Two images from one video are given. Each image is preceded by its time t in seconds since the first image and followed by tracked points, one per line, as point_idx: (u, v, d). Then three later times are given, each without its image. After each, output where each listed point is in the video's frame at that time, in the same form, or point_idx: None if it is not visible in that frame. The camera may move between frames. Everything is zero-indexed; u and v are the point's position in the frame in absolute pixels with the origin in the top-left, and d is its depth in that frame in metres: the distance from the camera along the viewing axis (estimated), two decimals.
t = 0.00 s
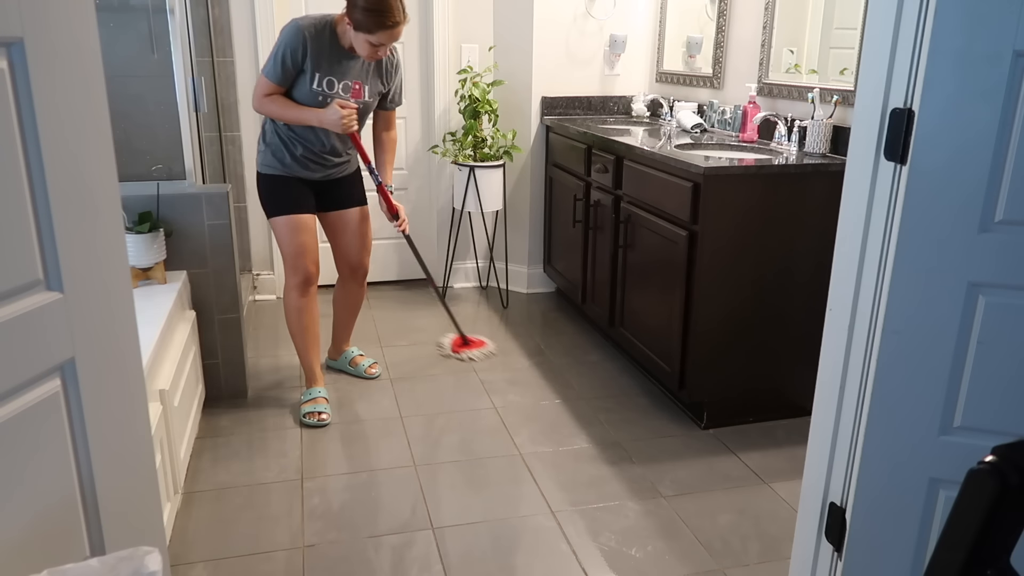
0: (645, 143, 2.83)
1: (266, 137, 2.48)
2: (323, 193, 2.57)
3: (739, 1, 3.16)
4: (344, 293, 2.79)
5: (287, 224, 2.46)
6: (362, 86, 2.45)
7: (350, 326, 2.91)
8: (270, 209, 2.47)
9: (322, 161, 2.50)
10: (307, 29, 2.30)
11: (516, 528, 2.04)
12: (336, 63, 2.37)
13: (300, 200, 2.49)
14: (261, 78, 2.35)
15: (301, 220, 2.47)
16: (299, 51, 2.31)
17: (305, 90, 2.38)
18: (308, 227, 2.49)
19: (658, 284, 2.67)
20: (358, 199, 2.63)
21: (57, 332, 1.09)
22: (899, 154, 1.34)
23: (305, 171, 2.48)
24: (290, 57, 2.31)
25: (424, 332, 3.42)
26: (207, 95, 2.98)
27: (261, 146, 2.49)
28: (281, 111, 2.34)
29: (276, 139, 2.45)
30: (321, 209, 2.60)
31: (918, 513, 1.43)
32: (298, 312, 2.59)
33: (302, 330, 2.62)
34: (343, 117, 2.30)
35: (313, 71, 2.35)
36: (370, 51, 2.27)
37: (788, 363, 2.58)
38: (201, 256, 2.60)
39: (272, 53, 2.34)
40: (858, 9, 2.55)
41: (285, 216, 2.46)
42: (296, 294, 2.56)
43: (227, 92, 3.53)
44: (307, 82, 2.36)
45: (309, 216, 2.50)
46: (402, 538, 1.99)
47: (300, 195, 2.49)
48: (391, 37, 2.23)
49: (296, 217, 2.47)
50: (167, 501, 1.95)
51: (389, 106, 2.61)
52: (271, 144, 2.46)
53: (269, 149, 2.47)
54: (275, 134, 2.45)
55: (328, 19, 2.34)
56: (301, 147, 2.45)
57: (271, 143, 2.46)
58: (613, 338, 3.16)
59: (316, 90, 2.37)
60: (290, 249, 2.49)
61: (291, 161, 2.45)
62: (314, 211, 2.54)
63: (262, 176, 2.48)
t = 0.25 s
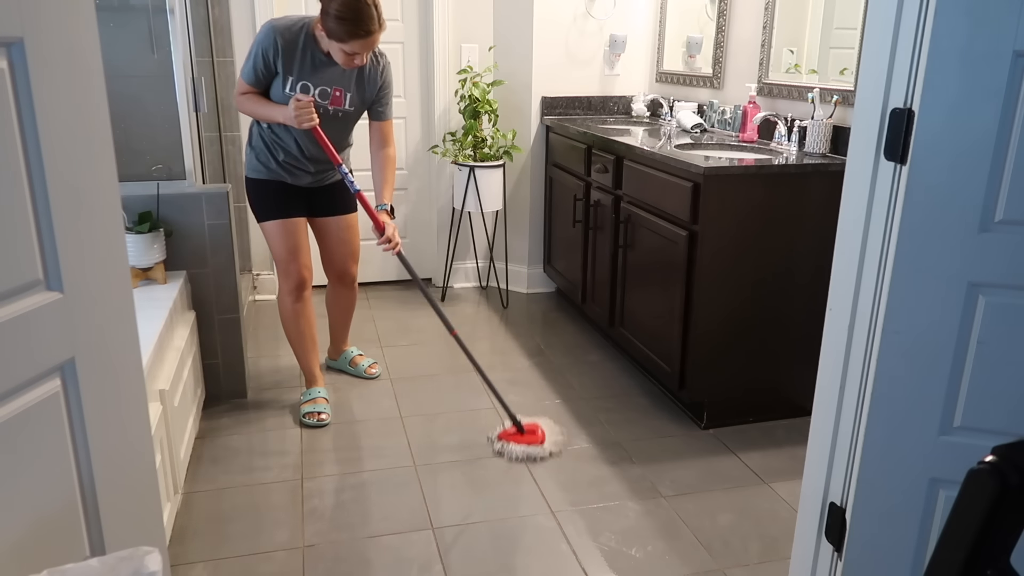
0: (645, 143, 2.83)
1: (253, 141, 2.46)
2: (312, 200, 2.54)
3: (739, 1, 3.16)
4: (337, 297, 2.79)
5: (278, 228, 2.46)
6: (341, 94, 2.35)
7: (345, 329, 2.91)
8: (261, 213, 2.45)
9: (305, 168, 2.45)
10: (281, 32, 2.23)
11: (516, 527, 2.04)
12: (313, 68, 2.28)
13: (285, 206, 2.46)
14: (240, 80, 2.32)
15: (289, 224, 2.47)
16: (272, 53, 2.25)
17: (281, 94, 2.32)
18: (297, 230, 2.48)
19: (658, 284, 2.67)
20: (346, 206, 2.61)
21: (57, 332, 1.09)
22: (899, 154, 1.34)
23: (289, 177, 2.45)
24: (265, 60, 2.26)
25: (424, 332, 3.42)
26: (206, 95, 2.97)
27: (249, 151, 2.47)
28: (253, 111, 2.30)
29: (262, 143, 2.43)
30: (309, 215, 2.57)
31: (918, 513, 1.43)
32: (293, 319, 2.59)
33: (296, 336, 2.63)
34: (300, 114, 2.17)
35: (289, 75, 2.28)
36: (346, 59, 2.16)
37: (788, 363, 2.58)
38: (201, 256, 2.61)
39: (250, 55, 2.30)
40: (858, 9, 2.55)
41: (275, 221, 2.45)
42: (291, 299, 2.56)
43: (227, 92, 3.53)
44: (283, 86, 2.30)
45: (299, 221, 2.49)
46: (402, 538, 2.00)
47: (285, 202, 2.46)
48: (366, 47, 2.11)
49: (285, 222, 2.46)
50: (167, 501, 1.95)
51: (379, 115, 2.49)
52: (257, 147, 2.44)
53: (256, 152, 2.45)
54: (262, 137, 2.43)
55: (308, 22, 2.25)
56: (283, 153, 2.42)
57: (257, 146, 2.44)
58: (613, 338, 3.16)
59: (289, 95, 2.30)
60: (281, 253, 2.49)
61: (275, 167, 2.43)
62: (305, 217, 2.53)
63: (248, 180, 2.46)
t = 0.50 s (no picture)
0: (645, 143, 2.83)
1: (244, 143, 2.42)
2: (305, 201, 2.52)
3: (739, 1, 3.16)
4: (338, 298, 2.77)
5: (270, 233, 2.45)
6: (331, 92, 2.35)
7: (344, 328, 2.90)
8: (253, 217, 2.43)
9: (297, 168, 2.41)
10: (271, 29, 2.22)
11: (516, 528, 2.04)
12: (303, 67, 2.28)
13: (278, 208, 2.44)
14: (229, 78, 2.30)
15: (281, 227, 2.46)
16: (262, 51, 2.24)
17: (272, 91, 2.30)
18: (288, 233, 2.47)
19: (659, 284, 2.67)
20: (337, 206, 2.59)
21: (57, 333, 1.09)
22: (899, 154, 1.34)
23: (282, 180, 2.42)
24: (255, 58, 2.25)
25: (424, 332, 3.42)
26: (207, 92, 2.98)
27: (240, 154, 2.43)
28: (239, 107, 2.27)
29: (253, 145, 2.39)
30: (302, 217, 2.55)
31: (918, 513, 1.43)
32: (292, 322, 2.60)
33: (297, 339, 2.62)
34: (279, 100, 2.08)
35: (279, 73, 2.27)
36: (336, 59, 2.16)
37: (788, 363, 2.58)
38: (201, 256, 2.61)
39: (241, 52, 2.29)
40: (858, 9, 2.55)
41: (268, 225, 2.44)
42: (287, 301, 2.56)
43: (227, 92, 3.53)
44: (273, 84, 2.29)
45: (292, 224, 2.48)
46: (403, 538, 1.99)
47: (279, 204, 2.44)
48: (356, 48, 2.11)
49: (275, 225, 2.45)
50: (167, 501, 1.95)
51: (369, 114, 2.48)
52: (249, 150, 2.40)
53: (247, 155, 2.41)
54: (252, 139, 2.39)
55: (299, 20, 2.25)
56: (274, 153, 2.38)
57: (249, 149, 2.40)
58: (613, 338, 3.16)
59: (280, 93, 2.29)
60: (275, 257, 2.48)
61: (267, 169, 2.39)
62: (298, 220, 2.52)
63: (241, 184, 2.43)
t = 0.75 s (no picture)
0: (645, 143, 2.83)
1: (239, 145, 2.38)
2: (297, 201, 2.46)
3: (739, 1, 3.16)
4: (332, 313, 2.59)
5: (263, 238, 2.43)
6: (338, 92, 2.32)
7: (352, 353, 2.70)
8: (248, 220, 2.42)
9: (292, 168, 2.38)
10: (274, 30, 2.18)
11: (516, 528, 2.04)
12: (308, 67, 2.25)
13: (269, 211, 2.41)
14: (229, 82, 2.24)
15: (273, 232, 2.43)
16: (267, 53, 2.20)
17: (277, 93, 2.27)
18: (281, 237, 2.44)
19: (658, 284, 2.67)
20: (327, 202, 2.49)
21: (57, 334, 1.09)
22: (899, 154, 1.34)
23: (277, 181, 2.38)
24: (258, 60, 2.21)
25: (424, 332, 3.42)
26: (211, 91, 2.94)
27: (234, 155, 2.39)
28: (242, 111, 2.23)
29: (246, 147, 2.35)
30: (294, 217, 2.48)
31: (918, 513, 1.43)
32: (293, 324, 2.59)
33: (301, 336, 2.62)
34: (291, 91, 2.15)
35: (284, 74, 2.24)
36: (338, 59, 2.16)
37: (788, 363, 2.58)
38: (201, 256, 2.61)
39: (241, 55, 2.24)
40: (858, 9, 2.55)
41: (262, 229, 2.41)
42: (285, 305, 2.54)
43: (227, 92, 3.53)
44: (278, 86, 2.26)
45: (284, 227, 2.44)
46: (402, 538, 1.99)
47: (271, 204, 2.40)
48: (360, 50, 2.12)
49: (269, 230, 2.42)
50: (167, 501, 1.95)
51: (371, 111, 2.48)
52: (242, 152, 2.37)
53: (240, 157, 2.38)
54: (246, 141, 2.36)
55: (301, 19, 2.22)
56: (269, 154, 2.35)
57: (242, 151, 2.37)
58: (613, 338, 3.16)
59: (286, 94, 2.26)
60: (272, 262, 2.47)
61: (261, 171, 2.36)
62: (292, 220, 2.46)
63: (236, 186, 2.40)
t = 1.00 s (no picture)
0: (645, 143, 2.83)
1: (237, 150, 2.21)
2: (298, 208, 2.30)
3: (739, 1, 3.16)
4: (325, 327, 2.31)
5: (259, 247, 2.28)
6: (348, 100, 2.19)
7: (339, 386, 2.39)
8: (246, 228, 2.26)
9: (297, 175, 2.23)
10: (288, 37, 2.02)
11: (516, 527, 2.04)
12: (321, 75, 2.10)
13: (270, 222, 2.25)
14: (242, 96, 2.05)
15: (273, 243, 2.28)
16: (283, 62, 2.03)
17: (290, 104, 2.12)
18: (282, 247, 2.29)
19: (658, 284, 2.67)
20: (332, 208, 2.33)
21: (57, 334, 1.09)
22: (899, 154, 1.34)
23: (279, 190, 2.23)
24: (272, 70, 2.02)
25: (424, 332, 3.42)
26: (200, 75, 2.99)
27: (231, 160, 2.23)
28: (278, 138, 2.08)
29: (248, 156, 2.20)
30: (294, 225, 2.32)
31: (918, 513, 1.43)
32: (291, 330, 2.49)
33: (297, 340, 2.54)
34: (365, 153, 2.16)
35: (296, 83, 2.08)
36: (353, 68, 2.05)
37: (788, 363, 2.58)
38: (201, 256, 2.61)
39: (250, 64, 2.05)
40: (859, 9, 2.55)
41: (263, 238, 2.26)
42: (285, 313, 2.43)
43: (227, 92, 3.53)
44: (291, 95, 2.10)
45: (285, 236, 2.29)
46: (403, 538, 1.99)
47: (271, 212, 2.25)
48: (379, 60, 2.02)
49: (270, 240, 2.27)
50: (167, 501, 1.95)
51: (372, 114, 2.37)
52: (243, 161, 2.21)
53: (240, 166, 2.22)
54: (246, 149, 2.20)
55: (312, 24, 2.07)
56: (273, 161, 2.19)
57: (243, 160, 2.21)
58: (613, 338, 3.16)
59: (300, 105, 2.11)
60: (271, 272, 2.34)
61: (263, 178, 2.20)
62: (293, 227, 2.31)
63: (232, 194, 2.25)
